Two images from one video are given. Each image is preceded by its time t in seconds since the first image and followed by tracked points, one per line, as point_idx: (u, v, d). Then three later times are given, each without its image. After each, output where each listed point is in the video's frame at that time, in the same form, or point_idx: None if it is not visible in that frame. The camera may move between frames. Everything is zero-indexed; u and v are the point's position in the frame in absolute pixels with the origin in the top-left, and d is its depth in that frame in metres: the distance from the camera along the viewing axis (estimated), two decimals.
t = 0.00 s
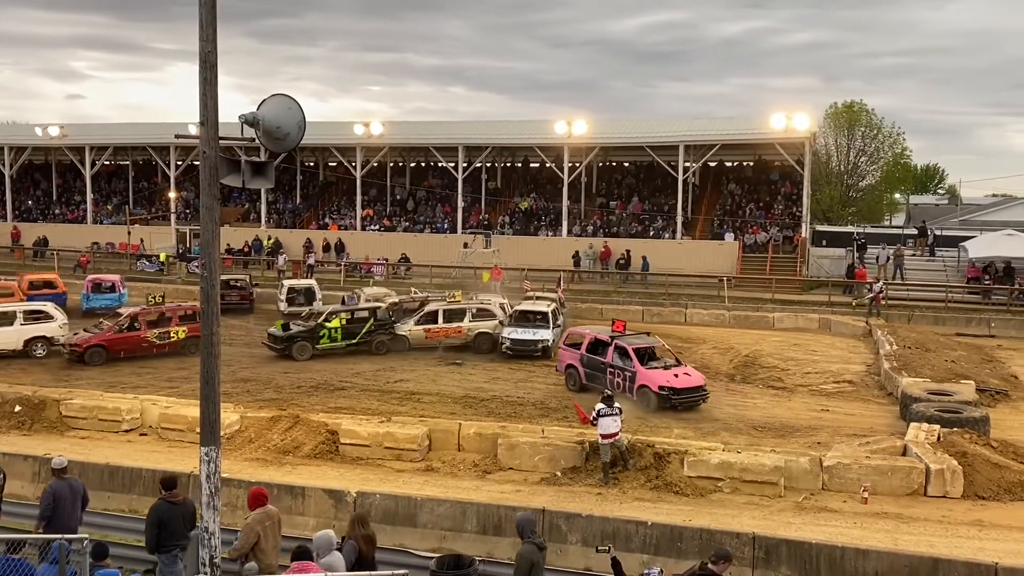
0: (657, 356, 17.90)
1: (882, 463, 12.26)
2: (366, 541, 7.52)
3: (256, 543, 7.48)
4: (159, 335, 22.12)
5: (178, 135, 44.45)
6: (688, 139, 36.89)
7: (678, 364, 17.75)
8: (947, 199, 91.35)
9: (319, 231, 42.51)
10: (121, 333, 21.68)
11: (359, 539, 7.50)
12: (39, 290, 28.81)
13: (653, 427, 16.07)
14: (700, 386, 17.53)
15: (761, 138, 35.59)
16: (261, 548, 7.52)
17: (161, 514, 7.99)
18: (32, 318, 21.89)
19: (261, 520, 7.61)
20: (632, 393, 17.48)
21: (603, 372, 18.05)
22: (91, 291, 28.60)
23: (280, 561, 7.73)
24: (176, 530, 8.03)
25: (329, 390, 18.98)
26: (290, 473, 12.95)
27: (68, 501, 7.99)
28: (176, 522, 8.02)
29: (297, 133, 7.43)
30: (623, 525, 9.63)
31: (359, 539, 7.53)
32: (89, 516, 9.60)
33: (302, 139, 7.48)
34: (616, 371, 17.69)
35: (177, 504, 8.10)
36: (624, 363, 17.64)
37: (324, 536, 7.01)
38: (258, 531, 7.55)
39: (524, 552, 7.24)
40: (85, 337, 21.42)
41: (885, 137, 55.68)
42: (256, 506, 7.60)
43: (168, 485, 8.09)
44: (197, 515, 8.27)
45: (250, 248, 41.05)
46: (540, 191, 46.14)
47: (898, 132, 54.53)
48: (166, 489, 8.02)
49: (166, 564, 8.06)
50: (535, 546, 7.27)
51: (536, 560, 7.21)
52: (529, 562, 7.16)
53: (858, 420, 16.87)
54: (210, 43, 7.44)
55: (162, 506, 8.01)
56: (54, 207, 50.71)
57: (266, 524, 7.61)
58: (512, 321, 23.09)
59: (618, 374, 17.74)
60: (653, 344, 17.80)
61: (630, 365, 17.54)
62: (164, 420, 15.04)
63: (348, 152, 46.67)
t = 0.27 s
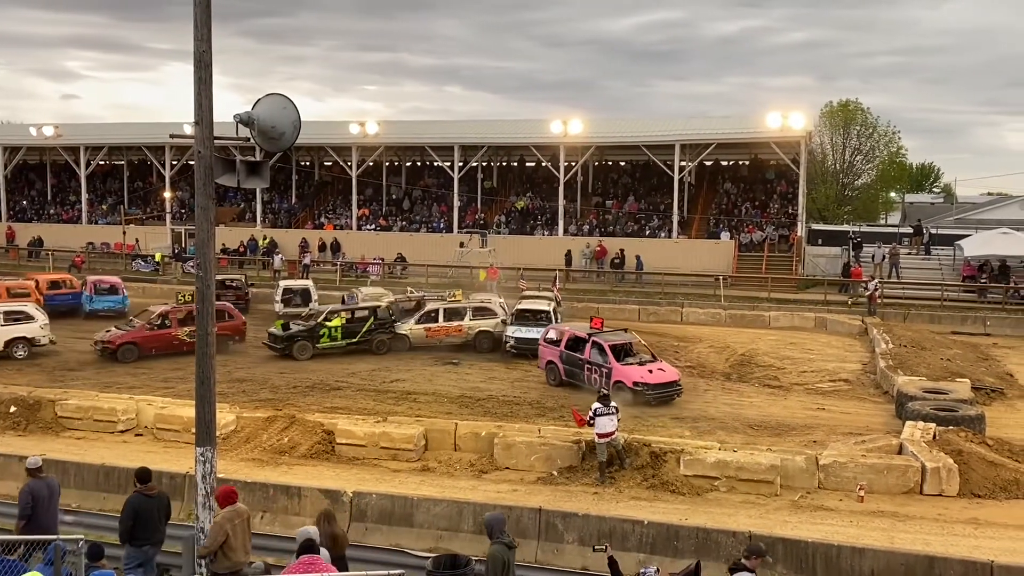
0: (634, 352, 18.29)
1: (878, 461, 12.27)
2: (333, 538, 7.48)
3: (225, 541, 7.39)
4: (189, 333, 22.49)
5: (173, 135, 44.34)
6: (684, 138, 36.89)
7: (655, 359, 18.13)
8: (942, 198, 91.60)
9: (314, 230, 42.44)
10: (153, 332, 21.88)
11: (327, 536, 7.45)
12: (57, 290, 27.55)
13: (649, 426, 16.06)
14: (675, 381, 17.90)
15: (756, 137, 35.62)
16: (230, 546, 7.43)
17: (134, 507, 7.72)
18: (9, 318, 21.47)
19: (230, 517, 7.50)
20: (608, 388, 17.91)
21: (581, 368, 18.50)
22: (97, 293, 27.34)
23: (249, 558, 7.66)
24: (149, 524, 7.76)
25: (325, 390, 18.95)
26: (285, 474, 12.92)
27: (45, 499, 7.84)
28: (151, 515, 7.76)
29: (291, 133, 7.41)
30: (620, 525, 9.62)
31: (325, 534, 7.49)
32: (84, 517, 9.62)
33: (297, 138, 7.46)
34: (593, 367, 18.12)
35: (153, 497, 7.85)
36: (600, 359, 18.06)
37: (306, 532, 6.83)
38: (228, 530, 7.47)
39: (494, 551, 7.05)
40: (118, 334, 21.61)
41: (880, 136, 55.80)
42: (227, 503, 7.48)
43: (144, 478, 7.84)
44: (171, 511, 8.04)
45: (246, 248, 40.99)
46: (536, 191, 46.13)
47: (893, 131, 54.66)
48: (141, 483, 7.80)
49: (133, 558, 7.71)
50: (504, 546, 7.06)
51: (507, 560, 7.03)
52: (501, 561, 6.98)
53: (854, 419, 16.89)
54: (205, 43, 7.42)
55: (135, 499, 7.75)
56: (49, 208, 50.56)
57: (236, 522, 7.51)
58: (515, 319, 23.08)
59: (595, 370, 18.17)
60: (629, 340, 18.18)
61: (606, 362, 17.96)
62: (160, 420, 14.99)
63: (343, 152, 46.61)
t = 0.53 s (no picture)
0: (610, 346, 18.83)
1: (875, 460, 12.29)
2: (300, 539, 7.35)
3: (197, 538, 7.42)
4: (220, 332, 23.31)
5: (168, 135, 44.24)
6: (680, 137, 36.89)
7: (629, 353, 18.67)
8: (937, 197, 91.83)
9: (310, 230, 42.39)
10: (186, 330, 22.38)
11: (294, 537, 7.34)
12: (61, 291, 27.23)
13: (646, 425, 16.06)
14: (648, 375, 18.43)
15: (753, 136, 35.65)
16: (201, 543, 7.46)
17: (109, 507, 7.73)
18: None
19: (203, 514, 7.51)
20: (583, 381, 18.46)
21: (558, 362, 19.09)
22: (110, 294, 27.09)
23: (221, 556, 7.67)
24: (125, 525, 7.79)
25: (322, 390, 18.92)
26: (282, 474, 12.90)
27: (20, 499, 7.87)
28: (126, 516, 7.78)
29: (287, 132, 7.40)
30: (617, 524, 9.61)
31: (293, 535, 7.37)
32: (81, 519, 9.69)
33: (293, 138, 7.44)
34: (569, 361, 18.69)
35: (128, 498, 7.86)
36: (576, 353, 18.63)
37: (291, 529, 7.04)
38: (200, 526, 7.49)
39: (459, 552, 7.00)
40: (152, 330, 22.09)
41: (876, 135, 55.88)
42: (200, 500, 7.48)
43: (117, 479, 7.87)
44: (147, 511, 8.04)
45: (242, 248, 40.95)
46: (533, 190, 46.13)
47: (889, 130, 54.76)
48: (114, 483, 7.81)
49: (111, 558, 7.76)
50: (470, 547, 7.03)
51: (472, 560, 6.98)
52: (465, 562, 6.94)
53: (851, 417, 16.92)
54: (200, 43, 7.40)
55: (110, 500, 7.76)
56: (44, 208, 50.42)
57: (208, 519, 7.53)
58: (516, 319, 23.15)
59: (571, 364, 18.75)
60: (605, 335, 18.72)
61: (582, 356, 18.53)
62: (156, 421, 14.94)
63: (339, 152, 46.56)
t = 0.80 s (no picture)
0: (583, 341, 19.38)
1: (872, 459, 12.32)
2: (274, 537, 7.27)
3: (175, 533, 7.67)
4: (253, 328, 23.80)
5: (165, 135, 44.17)
6: (677, 137, 36.94)
7: (601, 349, 19.22)
8: (934, 196, 92.04)
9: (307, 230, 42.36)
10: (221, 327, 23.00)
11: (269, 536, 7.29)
12: (60, 292, 27.18)
13: (644, 425, 16.07)
14: (618, 368, 18.97)
15: (749, 136, 35.69)
16: (179, 538, 7.70)
17: (83, 505, 7.73)
18: None
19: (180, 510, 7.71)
20: (555, 375, 19.05)
21: (533, 356, 19.70)
22: (112, 295, 27.12)
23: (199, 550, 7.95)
24: (100, 521, 7.80)
25: (320, 390, 18.91)
26: (279, 474, 12.89)
27: None
28: (100, 513, 7.78)
29: (284, 133, 7.38)
30: (614, 523, 9.61)
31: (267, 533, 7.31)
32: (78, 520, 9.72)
33: (291, 138, 7.43)
34: (542, 355, 19.32)
35: (102, 495, 7.86)
36: (549, 347, 19.25)
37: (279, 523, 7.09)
38: (178, 521, 7.76)
39: (427, 548, 6.83)
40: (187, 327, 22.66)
41: (873, 134, 55.96)
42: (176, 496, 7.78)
43: (93, 475, 7.87)
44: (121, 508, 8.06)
45: (239, 248, 40.96)
46: (530, 190, 46.14)
47: (885, 130, 54.85)
48: (89, 480, 7.82)
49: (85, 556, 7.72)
50: (438, 544, 6.86)
51: (439, 558, 6.79)
52: (430, 561, 6.75)
53: (848, 417, 16.95)
54: (197, 43, 7.38)
55: (84, 497, 7.76)
56: (41, 208, 50.34)
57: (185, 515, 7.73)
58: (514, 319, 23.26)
59: (545, 358, 19.36)
60: (579, 330, 19.30)
61: (554, 350, 19.14)
62: (152, 421, 14.91)
63: (336, 151, 46.54)
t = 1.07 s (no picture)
0: (553, 337, 20.10)
1: (869, 458, 12.34)
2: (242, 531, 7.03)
3: (151, 533, 7.73)
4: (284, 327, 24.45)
5: (162, 136, 44.13)
6: (674, 136, 36.98)
7: (570, 344, 19.91)
8: (931, 195, 92.21)
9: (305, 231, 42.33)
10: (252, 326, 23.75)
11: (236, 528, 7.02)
12: (56, 294, 27.11)
13: (641, 425, 16.08)
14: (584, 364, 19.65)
15: (746, 136, 35.72)
16: (156, 537, 7.77)
17: (61, 504, 7.72)
18: None
19: (155, 510, 7.81)
20: (523, 369, 19.85)
21: (506, 350, 20.53)
22: (111, 296, 27.00)
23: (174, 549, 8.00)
24: (79, 519, 7.79)
25: (317, 391, 18.89)
26: (277, 474, 12.89)
27: None
28: (78, 511, 7.77)
29: (281, 133, 7.39)
30: (612, 523, 9.62)
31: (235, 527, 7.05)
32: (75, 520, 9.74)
33: (287, 139, 7.43)
34: (513, 349, 20.15)
35: (81, 494, 7.87)
36: (519, 342, 20.05)
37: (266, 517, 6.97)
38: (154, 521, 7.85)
39: (399, 544, 6.82)
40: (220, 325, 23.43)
41: (870, 134, 56.05)
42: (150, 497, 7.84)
43: (72, 474, 7.90)
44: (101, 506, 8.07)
45: (236, 248, 40.97)
46: (527, 190, 46.15)
47: (882, 130, 54.95)
48: (68, 479, 7.83)
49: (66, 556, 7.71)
50: (410, 539, 6.85)
51: (411, 553, 6.80)
52: (402, 554, 6.76)
53: (845, 416, 16.98)
54: (193, 44, 7.37)
55: (62, 496, 7.76)
56: (38, 209, 50.25)
57: (161, 514, 7.84)
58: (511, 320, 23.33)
59: (516, 352, 20.17)
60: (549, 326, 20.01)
61: (523, 345, 19.94)
62: (150, 422, 14.89)
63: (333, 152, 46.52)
